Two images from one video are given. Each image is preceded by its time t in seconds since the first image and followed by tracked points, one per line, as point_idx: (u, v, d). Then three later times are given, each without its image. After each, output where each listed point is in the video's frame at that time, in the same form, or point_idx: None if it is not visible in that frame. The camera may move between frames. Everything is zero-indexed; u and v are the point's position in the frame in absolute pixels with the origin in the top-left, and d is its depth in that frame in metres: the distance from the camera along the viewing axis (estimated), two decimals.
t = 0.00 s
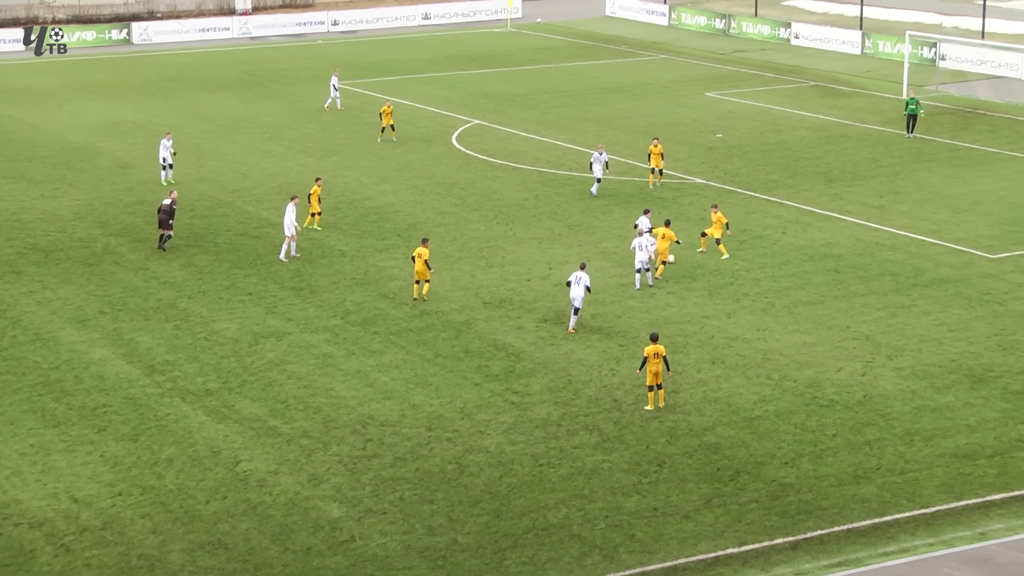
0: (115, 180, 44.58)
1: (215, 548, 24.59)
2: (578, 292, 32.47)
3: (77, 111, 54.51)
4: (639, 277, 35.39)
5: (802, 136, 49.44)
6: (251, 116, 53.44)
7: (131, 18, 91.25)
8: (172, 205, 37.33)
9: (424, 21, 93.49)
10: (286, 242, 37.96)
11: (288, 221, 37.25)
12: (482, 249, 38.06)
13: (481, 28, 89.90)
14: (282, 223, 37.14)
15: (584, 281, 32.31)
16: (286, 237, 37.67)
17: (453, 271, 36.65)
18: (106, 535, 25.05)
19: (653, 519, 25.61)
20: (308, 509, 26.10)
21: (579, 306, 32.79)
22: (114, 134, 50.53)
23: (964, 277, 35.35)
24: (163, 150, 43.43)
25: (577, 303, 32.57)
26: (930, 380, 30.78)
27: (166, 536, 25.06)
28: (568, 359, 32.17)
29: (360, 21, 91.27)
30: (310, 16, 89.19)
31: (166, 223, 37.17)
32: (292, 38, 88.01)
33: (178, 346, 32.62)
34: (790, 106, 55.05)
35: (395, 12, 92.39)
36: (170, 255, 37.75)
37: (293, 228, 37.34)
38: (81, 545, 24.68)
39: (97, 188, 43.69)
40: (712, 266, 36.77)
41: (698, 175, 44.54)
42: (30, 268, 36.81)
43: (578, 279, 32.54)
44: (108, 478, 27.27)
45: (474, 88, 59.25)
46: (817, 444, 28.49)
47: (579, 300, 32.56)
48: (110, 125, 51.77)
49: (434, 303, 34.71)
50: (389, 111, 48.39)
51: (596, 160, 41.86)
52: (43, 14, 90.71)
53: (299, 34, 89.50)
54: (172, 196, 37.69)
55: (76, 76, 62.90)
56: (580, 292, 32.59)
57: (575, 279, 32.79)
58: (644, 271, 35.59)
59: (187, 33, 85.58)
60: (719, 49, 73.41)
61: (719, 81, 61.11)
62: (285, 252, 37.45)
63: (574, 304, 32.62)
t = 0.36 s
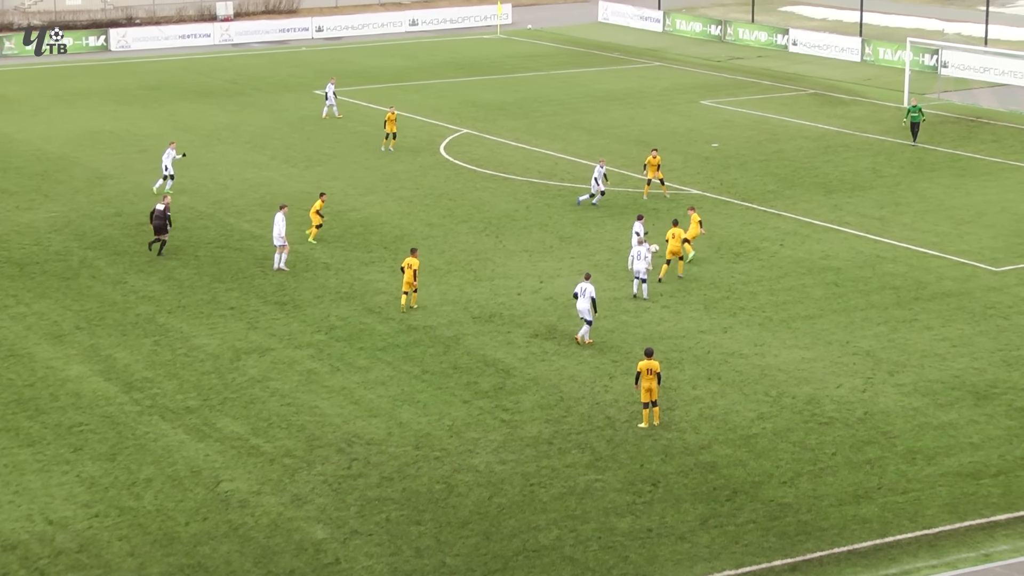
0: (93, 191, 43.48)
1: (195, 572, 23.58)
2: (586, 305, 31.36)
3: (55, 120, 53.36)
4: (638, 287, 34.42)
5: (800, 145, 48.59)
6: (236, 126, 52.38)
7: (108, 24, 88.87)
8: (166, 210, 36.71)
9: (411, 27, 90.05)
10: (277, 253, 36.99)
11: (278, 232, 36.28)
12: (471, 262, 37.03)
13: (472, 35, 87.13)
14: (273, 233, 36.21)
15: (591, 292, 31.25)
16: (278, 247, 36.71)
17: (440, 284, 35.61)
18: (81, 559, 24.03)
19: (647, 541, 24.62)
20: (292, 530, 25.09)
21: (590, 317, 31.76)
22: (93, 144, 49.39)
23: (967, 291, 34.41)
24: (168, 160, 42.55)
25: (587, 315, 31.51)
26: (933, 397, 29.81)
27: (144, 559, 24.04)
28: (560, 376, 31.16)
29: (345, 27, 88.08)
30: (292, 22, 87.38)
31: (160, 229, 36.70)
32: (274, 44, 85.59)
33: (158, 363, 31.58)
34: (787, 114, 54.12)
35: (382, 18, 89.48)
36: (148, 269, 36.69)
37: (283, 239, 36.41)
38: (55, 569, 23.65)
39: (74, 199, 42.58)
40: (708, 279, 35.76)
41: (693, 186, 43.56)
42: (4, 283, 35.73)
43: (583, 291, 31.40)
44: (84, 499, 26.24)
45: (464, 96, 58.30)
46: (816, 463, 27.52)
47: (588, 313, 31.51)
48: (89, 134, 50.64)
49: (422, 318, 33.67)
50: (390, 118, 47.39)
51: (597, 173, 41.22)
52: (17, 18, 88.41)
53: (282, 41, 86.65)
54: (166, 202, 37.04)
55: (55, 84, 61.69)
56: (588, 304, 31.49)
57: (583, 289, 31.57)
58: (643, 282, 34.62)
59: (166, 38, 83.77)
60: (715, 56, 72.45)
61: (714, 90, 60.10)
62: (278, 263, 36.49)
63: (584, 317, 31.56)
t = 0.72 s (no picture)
0: (70, 200, 42.19)
1: None
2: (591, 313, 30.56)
3: (32, 129, 52.01)
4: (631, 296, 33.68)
5: (800, 153, 47.75)
6: (220, 133, 51.16)
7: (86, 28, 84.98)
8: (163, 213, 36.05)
9: (399, 32, 86.96)
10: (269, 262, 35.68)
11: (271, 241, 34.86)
12: (460, 273, 35.96)
13: (461, 40, 83.35)
14: (265, 243, 34.87)
15: (597, 301, 30.47)
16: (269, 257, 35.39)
17: (428, 296, 34.57)
18: None
19: (643, 562, 23.68)
20: (276, 551, 24.14)
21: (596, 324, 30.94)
22: (71, 153, 48.10)
23: (971, 303, 33.50)
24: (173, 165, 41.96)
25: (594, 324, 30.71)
26: (936, 413, 28.92)
27: None
28: (552, 391, 30.16)
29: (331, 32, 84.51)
30: (277, 28, 83.68)
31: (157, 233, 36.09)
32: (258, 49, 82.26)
33: (138, 378, 30.55)
34: (784, 122, 53.27)
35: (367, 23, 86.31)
36: (127, 282, 35.50)
37: (275, 247, 35.06)
38: None
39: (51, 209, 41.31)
40: (705, 291, 34.71)
41: (690, 196, 42.55)
42: None
43: (589, 299, 30.56)
44: (61, 519, 25.23)
45: (453, 103, 57.36)
46: (816, 480, 26.59)
47: (595, 321, 30.72)
48: (66, 142, 49.34)
49: (410, 331, 32.63)
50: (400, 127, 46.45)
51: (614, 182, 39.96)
52: None
53: (266, 46, 83.30)
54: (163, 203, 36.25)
55: (32, 92, 60.21)
56: (595, 313, 30.68)
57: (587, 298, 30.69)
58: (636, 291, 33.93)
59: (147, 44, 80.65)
60: (711, 62, 71.54)
61: (710, 97, 59.12)
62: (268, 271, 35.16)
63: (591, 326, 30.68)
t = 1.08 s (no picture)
0: (48, 214, 40.71)
1: None
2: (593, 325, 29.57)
3: (11, 142, 50.52)
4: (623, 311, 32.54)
5: (803, 167, 46.79)
6: (206, 147, 49.77)
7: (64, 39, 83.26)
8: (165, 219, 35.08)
9: (390, 42, 84.81)
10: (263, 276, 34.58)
11: (265, 254, 33.72)
12: (452, 290, 34.47)
13: (456, 51, 81.40)
14: (260, 256, 33.72)
15: (598, 313, 29.59)
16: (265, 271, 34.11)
17: (418, 313, 33.31)
18: None
19: None
20: None
21: (598, 339, 30.02)
22: (51, 166, 46.66)
23: (980, 321, 32.36)
24: (188, 175, 40.52)
25: (597, 337, 29.83)
26: (944, 434, 27.76)
27: None
28: (548, 412, 28.88)
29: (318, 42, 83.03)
30: (263, 38, 82.13)
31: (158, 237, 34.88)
32: (245, 60, 79.90)
33: (119, 399, 29.18)
34: (787, 135, 52.37)
35: (358, 33, 84.00)
36: (109, 299, 33.79)
37: (270, 261, 33.98)
38: None
39: (28, 223, 39.84)
40: (705, 309, 33.45)
41: (690, 211, 41.37)
42: None
43: (591, 312, 29.65)
44: (39, 545, 23.87)
45: (445, 116, 56.36)
46: (821, 504, 25.39)
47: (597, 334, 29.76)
48: (46, 155, 47.92)
49: (399, 349, 31.33)
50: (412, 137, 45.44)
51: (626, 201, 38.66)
52: None
53: (252, 57, 81.08)
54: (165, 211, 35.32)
55: (13, 105, 58.69)
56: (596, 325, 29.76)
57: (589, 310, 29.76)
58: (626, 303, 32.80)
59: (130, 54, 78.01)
60: (711, 73, 70.30)
61: (710, 109, 58.14)
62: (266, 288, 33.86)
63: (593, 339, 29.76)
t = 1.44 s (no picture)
0: (32, 228, 39.61)
1: None
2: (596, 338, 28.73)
3: None
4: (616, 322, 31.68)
5: (810, 180, 45.91)
6: (196, 159, 48.77)
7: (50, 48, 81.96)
8: (171, 221, 35.11)
9: (385, 51, 83.76)
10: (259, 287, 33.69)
11: (260, 265, 32.81)
12: (450, 307, 33.35)
13: (452, 60, 80.58)
14: (256, 267, 32.80)
15: (601, 325, 28.76)
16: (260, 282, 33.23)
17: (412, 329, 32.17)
18: None
19: None
20: None
21: (599, 351, 29.13)
22: (37, 179, 45.59)
23: (994, 338, 31.32)
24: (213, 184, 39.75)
25: (598, 349, 28.93)
26: (956, 455, 26.69)
27: None
28: (548, 432, 27.76)
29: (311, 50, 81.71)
30: (254, 47, 80.33)
31: (165, 240, 34.91)
32: (235, 70, 78.66)
33: (107, 419, 28.08)
34: (794, 146, 51.48)
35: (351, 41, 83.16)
36: (96, 315, 32.68)
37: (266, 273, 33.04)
38: None
39: (12, 237, 38.75)
40: (710, 325, 32.36)
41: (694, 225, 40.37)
42: None
43: (593, 324, 28.80)
44: (22, 570, 22.74)
45: (442, 127, 55.52)
46: (829, 527, 24.29)
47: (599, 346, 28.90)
48: (31, 169, 46.86)
49: (393, 366, 30.21)
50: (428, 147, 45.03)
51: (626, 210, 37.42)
52: None
53: (244, 66, 79.86)
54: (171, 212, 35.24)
55: None
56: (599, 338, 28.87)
57: (592, 322, 28.83)
58: (621, 314, 31.94)
59: (118, 64, 76.53)
60: (716, 83, 69.30)
61: (715, 120, 57.34)
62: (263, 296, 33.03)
63: (595, 351, 28.88)
